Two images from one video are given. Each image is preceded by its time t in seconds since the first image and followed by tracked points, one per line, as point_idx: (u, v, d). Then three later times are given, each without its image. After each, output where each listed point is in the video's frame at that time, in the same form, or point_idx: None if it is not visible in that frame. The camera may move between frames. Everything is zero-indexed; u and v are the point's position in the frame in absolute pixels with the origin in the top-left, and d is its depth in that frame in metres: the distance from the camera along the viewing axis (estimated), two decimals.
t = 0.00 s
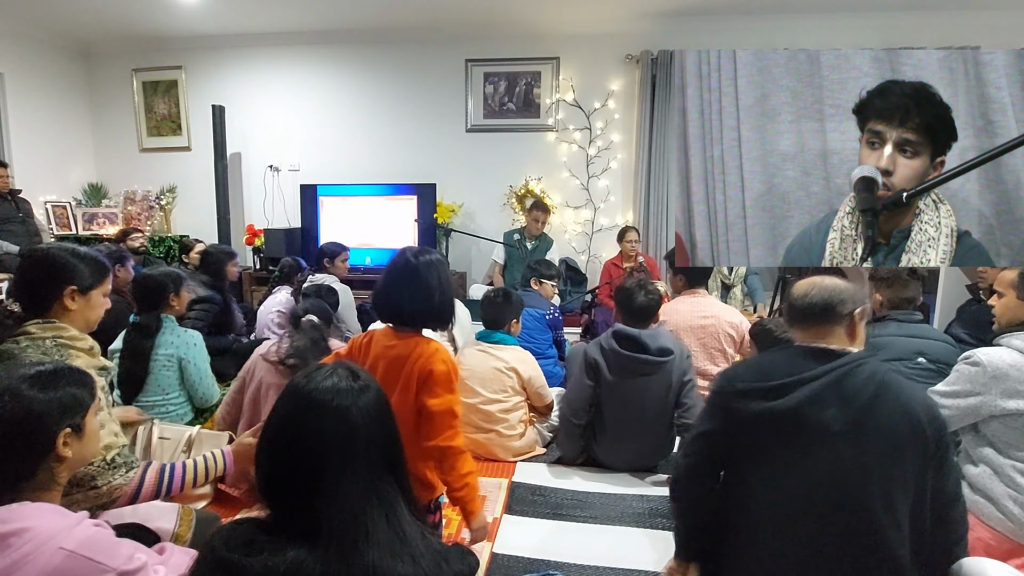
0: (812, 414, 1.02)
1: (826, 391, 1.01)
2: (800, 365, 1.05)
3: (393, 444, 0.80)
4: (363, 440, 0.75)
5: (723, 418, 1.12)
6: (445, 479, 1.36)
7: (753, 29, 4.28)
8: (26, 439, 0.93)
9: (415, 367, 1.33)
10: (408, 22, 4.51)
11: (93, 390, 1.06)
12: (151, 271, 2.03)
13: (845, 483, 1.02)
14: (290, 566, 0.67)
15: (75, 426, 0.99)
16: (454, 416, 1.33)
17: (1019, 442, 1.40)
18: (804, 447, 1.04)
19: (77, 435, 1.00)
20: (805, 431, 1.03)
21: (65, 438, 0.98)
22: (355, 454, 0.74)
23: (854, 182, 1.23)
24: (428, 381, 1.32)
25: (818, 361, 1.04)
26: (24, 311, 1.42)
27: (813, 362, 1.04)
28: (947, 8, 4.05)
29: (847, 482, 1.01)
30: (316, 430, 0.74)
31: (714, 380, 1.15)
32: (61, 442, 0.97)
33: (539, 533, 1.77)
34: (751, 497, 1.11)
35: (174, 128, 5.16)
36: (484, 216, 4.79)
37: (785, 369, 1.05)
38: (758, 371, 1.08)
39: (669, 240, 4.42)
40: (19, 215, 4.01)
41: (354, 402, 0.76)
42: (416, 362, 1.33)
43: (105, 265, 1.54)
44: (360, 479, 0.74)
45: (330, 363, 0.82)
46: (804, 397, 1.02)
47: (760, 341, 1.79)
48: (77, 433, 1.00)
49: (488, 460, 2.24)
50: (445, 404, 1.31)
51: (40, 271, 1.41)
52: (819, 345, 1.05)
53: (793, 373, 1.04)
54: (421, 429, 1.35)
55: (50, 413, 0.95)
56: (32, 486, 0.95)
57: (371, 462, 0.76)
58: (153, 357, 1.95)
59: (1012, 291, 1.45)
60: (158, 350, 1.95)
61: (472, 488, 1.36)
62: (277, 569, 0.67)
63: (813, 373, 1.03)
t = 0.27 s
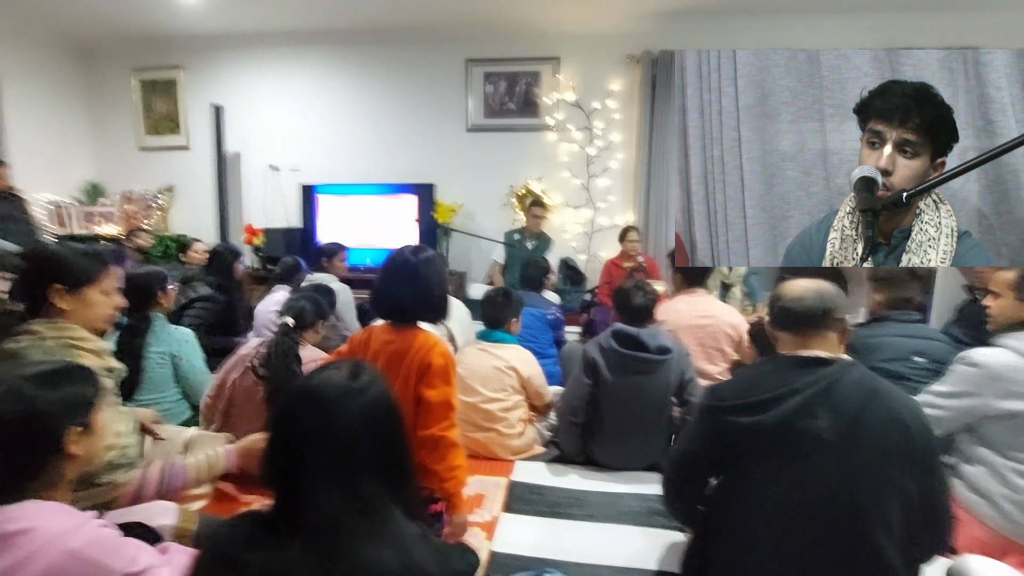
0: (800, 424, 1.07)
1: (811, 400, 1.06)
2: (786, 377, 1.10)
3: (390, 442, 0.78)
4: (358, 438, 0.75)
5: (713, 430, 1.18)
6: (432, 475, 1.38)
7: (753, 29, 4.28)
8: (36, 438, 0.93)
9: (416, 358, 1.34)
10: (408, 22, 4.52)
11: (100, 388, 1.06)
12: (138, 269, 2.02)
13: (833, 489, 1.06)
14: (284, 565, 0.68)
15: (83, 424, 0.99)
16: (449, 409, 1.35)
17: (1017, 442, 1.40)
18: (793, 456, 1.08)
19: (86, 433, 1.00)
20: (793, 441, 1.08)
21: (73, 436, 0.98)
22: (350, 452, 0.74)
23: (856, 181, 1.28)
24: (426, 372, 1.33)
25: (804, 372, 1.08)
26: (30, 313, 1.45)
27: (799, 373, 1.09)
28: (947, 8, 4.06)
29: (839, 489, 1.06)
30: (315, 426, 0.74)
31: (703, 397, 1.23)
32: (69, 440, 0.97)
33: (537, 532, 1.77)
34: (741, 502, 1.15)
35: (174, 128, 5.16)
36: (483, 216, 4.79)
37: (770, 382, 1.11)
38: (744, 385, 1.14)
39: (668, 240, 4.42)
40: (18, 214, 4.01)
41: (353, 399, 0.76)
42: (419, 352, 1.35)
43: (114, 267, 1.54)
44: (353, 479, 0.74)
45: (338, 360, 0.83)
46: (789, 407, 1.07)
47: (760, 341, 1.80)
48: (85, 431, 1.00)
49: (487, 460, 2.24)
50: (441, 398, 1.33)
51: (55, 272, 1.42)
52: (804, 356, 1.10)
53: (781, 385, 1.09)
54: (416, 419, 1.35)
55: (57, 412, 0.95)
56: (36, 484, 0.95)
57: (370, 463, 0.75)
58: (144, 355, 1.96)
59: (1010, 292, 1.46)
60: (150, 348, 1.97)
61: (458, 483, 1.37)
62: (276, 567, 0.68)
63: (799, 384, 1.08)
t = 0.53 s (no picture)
0: (807, 433, 1.03)
1: (820, 409, 1.03)
2: (793, 385, 1.07)
3: (399, 446, 0.77)
4: (371, 441, 0.75)
5: (715, 437, 1.14)
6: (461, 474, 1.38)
7: (753, 30, 4.28)
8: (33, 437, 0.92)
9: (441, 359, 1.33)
10: (407, 21, 4.51)
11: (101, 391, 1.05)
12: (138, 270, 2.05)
13: (841, 502, 1.02)
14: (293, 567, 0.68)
15: (84, 425, 0.98)
16: (479, 407, 1.36)
17: (1017, 443, 1.40)
18: (801, 466, 1.04)
19: (85, 434, 0.99)
20: (801, 450, 1.04)
21: (73, 437, 0.97)
22: (362, 455, 0.74)
23: (854, 181, 1.27)
24: (457, 372, 1.33)
25: (811, 381, 1.06)
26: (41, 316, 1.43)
27: (806, 381, 1.07)
28: (946, 9, 4.06)
29: (846, 500, 1.02)
30: (332, 427, 0.74)
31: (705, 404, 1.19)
32: (70, 441, 0.97)
33: (537, 533, 1.77)
34: (743, 515, 1.10)
35: (173, 128, 5.15)
36: (482, 216, 4.79)
37: (777, 390, 1.09)
38: (747, 393, 1.12)
39: (667, 241, 4.42)
40: (17, 214, 4.00)
41: (367, 400, 0.76)
42: (446, 351, 1.34)
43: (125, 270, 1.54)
44: (361, 483, 0.73)
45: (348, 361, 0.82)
46: (797, 415, 1.04)
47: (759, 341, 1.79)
48: (85, 432, 0.99)
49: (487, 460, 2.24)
50: (473, 397, 1.34)
51: (74, 273, 1.42)
52: (806, 363, 1.09)
53: (788, 394, 1.07)
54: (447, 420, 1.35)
55: (56, 413, 0.94)
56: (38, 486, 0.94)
57: (377, 468, 0.75)
58: (129, 355, 1.94)
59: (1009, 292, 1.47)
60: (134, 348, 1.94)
61: (487, 481, 1.38)
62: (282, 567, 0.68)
63: (807, 392, 1.05)
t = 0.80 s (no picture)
0: (818, 436, 1.03)
1: (831, 413, 1.03)
2: (803, 389, 1.06)
3: (396, 447, 0.76)
4: (370, 442, 0.74)
5: (721, 436, 1.14)
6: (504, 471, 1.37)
7: (750, 31, 4.30)
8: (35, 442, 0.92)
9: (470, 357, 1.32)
10: (405, 22, 4.51)
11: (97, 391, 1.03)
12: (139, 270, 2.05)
13: (844, 502, 1.03)
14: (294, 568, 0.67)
15: (79, 426, 0.97)
16: (514, 404, 1.35)
17: (1015, 443, 1.40)
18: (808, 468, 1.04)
19: (81, 435, 0.98)
20: (809, 452, 1.04)
21: (68, 439, 0.96)
22: (361, 456, 0.73)
23: (854, 182, 1.26)
24: (487, 370, 1.33)
25: (823, 385, 1.05)
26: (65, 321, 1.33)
27: (819, 386, 1.05)
28: (941, 10, 4.08)
29: (854, 502, 1.02)
30: (330, 428, 0.73)
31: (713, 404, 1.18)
32: (64, 442, 0.96)
33: (536, 535, 1.77)
34: (750, 514, 1.11)
35: (170, 128, 5.14)
36: (481, 217, 4.78)
37: (784, 393, 1.07)
38: (754, 395, 1.10)
39: (665, 241, 4.43)
40: (14, 215, 3.98)
41: (365, 399, 0.75)
42: (472, 350, 1.33)
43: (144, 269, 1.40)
44: (359, 484, 0.73)
45: (346, 359, 0.81)
46: (808, 418, 1.04)
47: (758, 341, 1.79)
48: (81, 434, 0.98)
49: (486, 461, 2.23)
50: (505, 394, 1.33)
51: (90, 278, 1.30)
52: (821, 365, 1.08)
53: (799, 397, 1.06)
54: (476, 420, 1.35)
55: (50, 415, 0.94)
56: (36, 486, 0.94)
57: (377, 468, 0.74)
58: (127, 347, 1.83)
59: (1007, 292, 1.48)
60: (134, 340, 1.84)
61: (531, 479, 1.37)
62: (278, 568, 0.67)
63: (818, 396, 1.04)
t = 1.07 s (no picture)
0: (826, 439, 1.03)
1: (838, 415, 1.03)
2: (809, 390, 1.07)
3: (397, 444, 0.72)
4: (372, 441, 0.70)
5: (726, 439, 1.14)
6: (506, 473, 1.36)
7: (750, 30, 4.29)
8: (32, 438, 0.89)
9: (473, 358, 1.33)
10: (404, 21, 4.50)
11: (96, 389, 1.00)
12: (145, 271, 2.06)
13: (849, 505, 1.03)
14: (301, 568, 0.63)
15: (81, 422, 0.94)
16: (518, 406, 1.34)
17: (1015, 443, 1.40)
18: (813, 470, 1.04)
19: (83, 432, 0.95)
20: (816, 455, 1.04)
21: (70, 436, 0.93)
22: (363, 454, 0.69)
23: (854, 182, 1.27)
24: (493, 371, 1.32)
25: (826, 387, 1.07)
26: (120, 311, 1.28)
27: (821, 387, 1.07)
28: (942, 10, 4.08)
29: (857, 504, 1.03)
30: (332, 426, 0.69)
31: (716, 406, 1.19)
32: (67, 439, 0.93)
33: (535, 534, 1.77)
34: (752, 516, 1.10)
35: (169, 128, 5.14)
36: (480, 216, 4.79)
37: (790, 394, 1.08)
38: (761, 396, 1.11)
39: (665, 241, 4.43)
40: (13, 214, 3.98)
41: (368, 396, 0.71)
42: (479, 351, 1.33)
43: (202, 267, 1.37)
44: (361, 483, 0.68)
45: (353, 358, 0.77)
46: (816, 420, 1.04)
47: (757, 342, 1.80)
48: (83, 431, 0.95)
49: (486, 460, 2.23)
50: (510, 396, 1.32)
51: (152, 269, 1.26)
52: (829, 368, 1.09)
53: (803, 399, 1.07)
54: (483, 422, 1.34)
55: (55, 411, 0.91)
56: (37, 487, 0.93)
57: (383, 464, 0.70)
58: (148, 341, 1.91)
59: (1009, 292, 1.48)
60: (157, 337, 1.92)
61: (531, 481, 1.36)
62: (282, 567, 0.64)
63: (825, 398, 1.05)
